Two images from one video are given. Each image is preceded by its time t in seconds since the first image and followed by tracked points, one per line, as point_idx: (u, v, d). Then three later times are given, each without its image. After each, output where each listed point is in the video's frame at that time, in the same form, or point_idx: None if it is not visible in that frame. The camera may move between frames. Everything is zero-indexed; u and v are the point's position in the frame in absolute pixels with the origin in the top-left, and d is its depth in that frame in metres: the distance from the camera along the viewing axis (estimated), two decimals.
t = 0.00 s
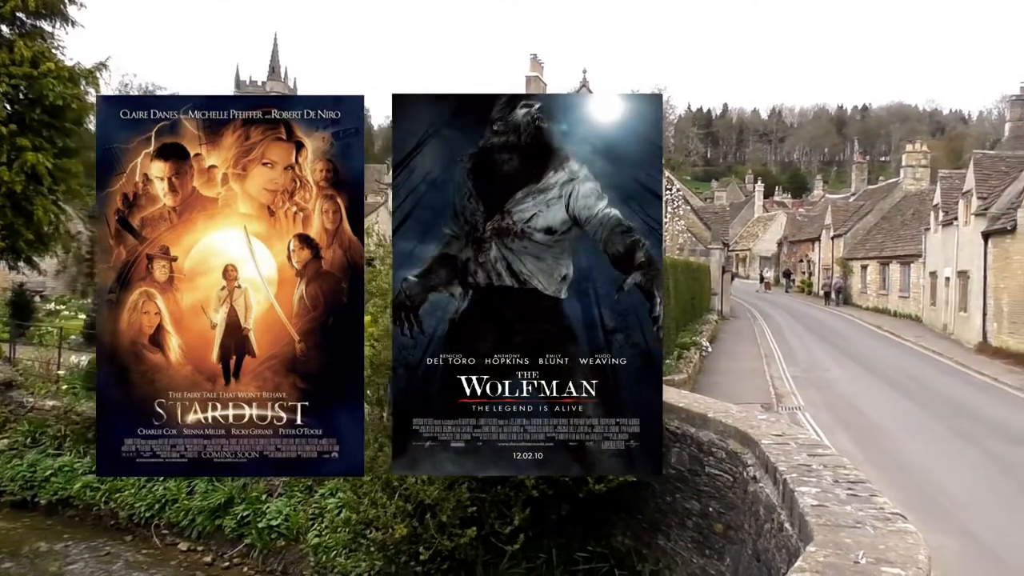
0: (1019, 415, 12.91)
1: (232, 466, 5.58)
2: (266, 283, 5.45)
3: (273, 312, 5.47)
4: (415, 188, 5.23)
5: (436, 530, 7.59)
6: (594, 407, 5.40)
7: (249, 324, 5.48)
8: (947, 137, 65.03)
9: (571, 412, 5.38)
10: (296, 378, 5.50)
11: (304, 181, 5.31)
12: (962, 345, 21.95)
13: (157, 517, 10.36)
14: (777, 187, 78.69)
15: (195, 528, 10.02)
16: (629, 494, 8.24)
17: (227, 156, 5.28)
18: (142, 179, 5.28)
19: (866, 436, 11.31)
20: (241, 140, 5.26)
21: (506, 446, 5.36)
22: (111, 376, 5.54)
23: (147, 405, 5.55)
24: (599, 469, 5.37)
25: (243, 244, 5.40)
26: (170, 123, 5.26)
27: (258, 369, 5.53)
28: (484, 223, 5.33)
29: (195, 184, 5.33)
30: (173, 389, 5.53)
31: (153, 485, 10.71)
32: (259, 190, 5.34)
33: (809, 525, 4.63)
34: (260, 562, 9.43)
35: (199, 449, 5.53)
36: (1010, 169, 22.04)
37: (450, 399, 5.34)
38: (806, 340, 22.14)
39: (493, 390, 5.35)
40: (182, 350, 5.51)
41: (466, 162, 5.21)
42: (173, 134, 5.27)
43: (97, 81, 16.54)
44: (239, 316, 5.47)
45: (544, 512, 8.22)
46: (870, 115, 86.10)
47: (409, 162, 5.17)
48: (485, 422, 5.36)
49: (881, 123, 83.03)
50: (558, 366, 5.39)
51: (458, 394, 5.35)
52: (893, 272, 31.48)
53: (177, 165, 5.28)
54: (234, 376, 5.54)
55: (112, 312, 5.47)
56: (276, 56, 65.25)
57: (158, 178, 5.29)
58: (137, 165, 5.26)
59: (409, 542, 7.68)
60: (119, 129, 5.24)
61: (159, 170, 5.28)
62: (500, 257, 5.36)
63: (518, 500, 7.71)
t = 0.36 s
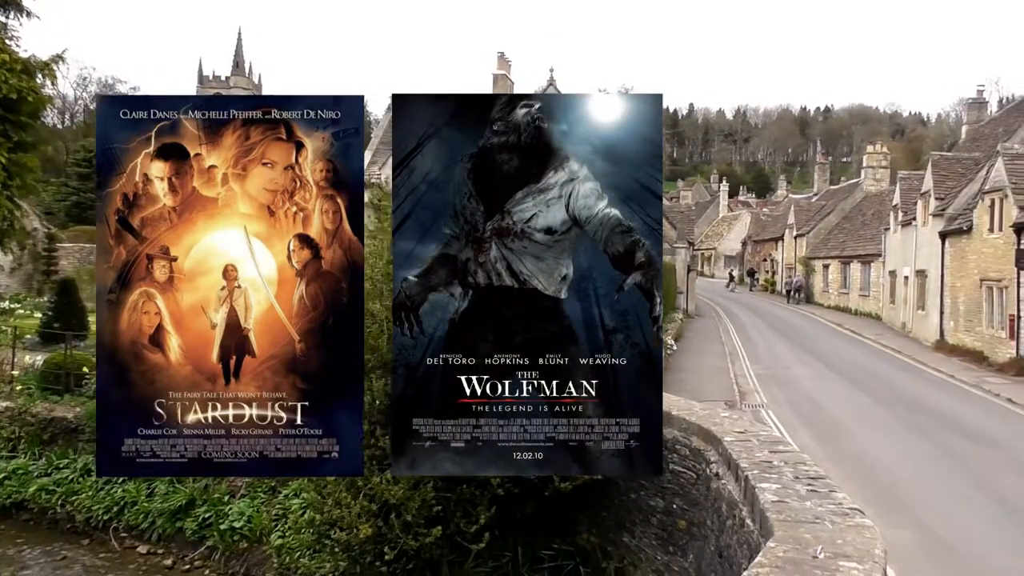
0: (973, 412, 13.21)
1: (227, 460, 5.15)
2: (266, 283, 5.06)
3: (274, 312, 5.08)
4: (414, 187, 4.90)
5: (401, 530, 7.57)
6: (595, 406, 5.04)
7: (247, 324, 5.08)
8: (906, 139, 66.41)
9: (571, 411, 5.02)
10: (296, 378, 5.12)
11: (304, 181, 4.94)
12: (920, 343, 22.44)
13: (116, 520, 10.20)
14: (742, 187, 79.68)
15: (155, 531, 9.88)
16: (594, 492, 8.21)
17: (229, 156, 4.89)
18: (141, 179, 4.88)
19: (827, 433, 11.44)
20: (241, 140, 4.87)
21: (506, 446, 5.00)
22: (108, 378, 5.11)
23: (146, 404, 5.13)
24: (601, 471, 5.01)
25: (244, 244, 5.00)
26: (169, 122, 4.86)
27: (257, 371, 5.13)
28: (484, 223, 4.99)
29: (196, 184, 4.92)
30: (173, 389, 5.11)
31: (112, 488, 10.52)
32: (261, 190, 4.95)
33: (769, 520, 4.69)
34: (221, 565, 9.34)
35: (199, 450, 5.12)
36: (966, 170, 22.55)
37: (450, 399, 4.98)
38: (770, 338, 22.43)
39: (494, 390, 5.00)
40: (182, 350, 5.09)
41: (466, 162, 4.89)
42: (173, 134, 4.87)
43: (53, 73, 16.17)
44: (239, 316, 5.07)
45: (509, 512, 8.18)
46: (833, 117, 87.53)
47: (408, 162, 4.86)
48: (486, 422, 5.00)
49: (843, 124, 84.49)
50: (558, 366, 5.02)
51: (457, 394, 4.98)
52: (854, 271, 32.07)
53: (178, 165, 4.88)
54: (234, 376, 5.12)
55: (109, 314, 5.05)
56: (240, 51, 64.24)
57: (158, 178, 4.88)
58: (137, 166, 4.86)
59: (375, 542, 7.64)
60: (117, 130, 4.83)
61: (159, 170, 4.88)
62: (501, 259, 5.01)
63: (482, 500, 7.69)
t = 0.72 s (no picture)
0: (930, 408, 13.50)
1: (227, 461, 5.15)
2: (266, 282, 5.04)
3: (274, 312, 5.06)
4: (414, 188, 4.88)
5: (366, 529, 7.53)
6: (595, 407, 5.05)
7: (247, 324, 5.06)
8: (868, 140, 67.59)
9: (571, 411, 5.03)
10: (296, 378, 5.10)
11: (304, 181, 4.91)
12: (880, 340, 22.87)
13: (74, 521, 10.01)
14: (708, 187, 80.45)
15: (115, 533, 9.71)
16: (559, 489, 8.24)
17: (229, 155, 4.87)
18: (142, 179, 4.86)
19: (789, 431, 11.59)
20: (240, 140, 4.85)
21: (506, 446, 5.02)
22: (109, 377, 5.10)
23: (146, 404, 5.12)
24: (598, 470, 5.03)
25: (244, 244, 4.98)
26: (169, 122, 4.84)
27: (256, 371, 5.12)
28: (484, 223, 4.99)
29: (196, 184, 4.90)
30: (173, 389, 5.10)
31: (70, 489, 10.29)
32: (260, 190, 4.93)
33: (731, 516, 4.74)
34: (183, 566, 9.22)
35: (199, 449, 5.11)
36: (925, 172, 22.99)
37: (450, 399, 4.99)
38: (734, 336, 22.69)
39: (494, 390, 5.00)
40: (182, 350, 5.08)
41: (466, 162, 4.87)
42: (173, 134, 4.85)
43: (6, 62, 15.67)
44: (239, 316, 5.05)
45: (475, 510, 8.19)
46: (797, 118, 88.74)
47: (409, 163, 4.83)
48: (485, 422, 5.01)
49: (807, 125, 85.68)
50: (558, 366, 5.03)
51: (459, 395, 5.00)
52: (816, 270, 32.57)
53: (178, 165, 4.87)
54: (234, 376, 5.11)
55: (109, 313, 5.03)
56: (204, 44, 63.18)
57: (159, 178, 4.87)
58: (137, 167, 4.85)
59: (339, 541, 7.59)
60: (117, 130, 4.82)
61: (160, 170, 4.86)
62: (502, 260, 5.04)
63: (448, 498, 7.68)
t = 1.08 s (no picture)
0: (884, 404, 13.82)
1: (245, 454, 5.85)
2: (266, 283, 5.72)
3: (274, 312, 5.78)
4: (422, 193, 5.68)
5: (325, 529, 7.52)
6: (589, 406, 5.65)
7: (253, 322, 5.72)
8: (826, 141, 68.76)
9: (570, 411, 5.72)
10: (294, 380, 5.81)
11: (304, 180, 5.56)
12: (837, 337, 23.31)
13: (22, 526, 9.81)
14: (670, 186, 81.17)
15: (65, 536, 9.56)
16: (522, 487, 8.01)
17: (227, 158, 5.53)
18: (141, 179, 5.48)
19: (746, 425, 11.80)
20: (240, 140, 5.49)
21: (507, 445, 5.77)
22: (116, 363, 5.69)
23: (146, 404, 5.68)
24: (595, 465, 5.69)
25: (243, 243, 5.64)
26: (169, 122, 5.45)
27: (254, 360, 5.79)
28: (485, 225, 5.81)
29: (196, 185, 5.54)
30: (173, 390, 5.71)
31: (17, 492, 10.04)
32: (257, 190, 5.57)
33: (688, 511, 4.78)
34: (137, 569, 9.12)
35: (199, 450, 5.76)
36: (880, 172, 23.44)
37: (453, 400, 5.73)
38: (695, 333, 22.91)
39: (493, 390, 5.74)
40: (180, 351, 5.71)
41: (466, 163, 5.61)
42: (172, 133, 5.46)
43: None
44: (240, 317, 5.71)
45: (437, 508, 8.10)
46: (757, 118, 89.91)
47: (412, 166, 5.59)
48: (485, 422, 5.77)
49: (767, 126, 86.81)
50: (558, 367, 5.70)
51: (462, 395, 5.72)
52: (776, 268, 33.07)
53: (178, 165, 5.49)
54: (234, 377, 5.77)
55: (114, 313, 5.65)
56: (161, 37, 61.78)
57: (158, 178, 5.49)
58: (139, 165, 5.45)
59: (297, 541, 7.57)
60: (120, 131, 5.44)
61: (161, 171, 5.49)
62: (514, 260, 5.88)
63: (408, 497, 7.69)
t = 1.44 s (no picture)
0: (839, 400, 14.08)
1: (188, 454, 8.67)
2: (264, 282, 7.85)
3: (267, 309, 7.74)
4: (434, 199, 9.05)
5: (281, 530, 7.52)
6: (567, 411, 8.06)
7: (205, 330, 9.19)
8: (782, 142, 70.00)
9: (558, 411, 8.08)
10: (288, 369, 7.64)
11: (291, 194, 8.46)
12: (791, 335, 23.71)
13: None
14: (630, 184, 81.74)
15: (8, 542, 9.13)
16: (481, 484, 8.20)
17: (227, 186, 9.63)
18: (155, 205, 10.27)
19: (703, 422, 11.94)
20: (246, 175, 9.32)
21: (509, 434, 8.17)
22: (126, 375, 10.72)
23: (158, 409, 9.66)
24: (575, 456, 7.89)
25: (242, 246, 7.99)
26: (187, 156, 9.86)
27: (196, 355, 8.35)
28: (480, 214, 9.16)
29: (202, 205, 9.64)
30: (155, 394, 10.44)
31: None
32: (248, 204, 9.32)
33: (644, 508, 4.81)
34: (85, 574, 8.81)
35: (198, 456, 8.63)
36: (834, 173, 23.88)
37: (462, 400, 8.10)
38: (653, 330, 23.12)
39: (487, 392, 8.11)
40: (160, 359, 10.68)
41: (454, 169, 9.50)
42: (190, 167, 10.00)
43: None
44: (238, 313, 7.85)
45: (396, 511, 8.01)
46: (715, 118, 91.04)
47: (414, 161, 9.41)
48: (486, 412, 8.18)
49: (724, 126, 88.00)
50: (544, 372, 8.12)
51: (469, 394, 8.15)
52: (733, 266, 33.56)
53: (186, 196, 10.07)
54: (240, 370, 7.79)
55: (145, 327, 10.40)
56: (112, 28, 60.20)
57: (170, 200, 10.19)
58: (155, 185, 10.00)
59: (252, 543, 7.45)
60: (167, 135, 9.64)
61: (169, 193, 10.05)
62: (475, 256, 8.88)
63: (366, 496, 7.73)
